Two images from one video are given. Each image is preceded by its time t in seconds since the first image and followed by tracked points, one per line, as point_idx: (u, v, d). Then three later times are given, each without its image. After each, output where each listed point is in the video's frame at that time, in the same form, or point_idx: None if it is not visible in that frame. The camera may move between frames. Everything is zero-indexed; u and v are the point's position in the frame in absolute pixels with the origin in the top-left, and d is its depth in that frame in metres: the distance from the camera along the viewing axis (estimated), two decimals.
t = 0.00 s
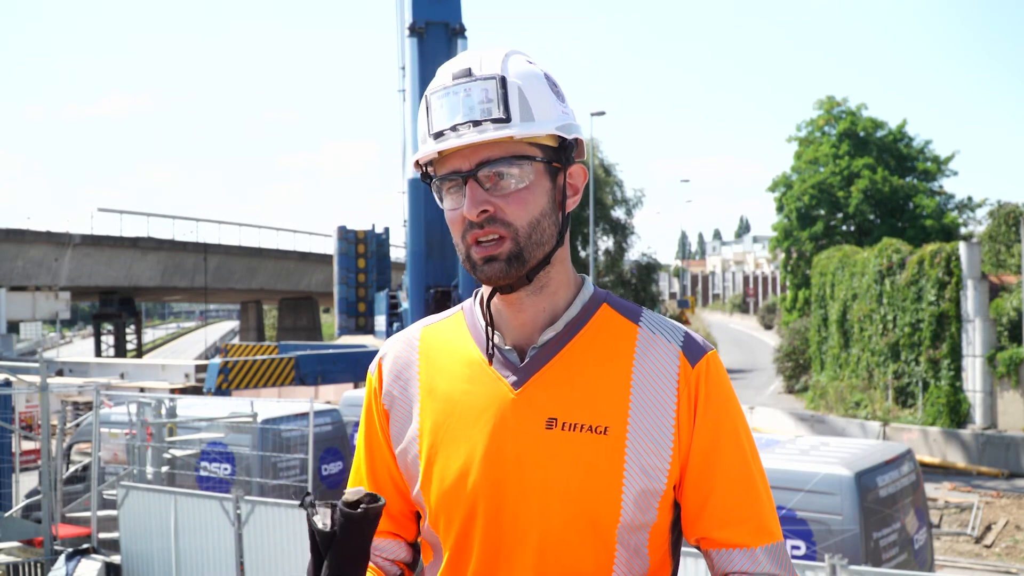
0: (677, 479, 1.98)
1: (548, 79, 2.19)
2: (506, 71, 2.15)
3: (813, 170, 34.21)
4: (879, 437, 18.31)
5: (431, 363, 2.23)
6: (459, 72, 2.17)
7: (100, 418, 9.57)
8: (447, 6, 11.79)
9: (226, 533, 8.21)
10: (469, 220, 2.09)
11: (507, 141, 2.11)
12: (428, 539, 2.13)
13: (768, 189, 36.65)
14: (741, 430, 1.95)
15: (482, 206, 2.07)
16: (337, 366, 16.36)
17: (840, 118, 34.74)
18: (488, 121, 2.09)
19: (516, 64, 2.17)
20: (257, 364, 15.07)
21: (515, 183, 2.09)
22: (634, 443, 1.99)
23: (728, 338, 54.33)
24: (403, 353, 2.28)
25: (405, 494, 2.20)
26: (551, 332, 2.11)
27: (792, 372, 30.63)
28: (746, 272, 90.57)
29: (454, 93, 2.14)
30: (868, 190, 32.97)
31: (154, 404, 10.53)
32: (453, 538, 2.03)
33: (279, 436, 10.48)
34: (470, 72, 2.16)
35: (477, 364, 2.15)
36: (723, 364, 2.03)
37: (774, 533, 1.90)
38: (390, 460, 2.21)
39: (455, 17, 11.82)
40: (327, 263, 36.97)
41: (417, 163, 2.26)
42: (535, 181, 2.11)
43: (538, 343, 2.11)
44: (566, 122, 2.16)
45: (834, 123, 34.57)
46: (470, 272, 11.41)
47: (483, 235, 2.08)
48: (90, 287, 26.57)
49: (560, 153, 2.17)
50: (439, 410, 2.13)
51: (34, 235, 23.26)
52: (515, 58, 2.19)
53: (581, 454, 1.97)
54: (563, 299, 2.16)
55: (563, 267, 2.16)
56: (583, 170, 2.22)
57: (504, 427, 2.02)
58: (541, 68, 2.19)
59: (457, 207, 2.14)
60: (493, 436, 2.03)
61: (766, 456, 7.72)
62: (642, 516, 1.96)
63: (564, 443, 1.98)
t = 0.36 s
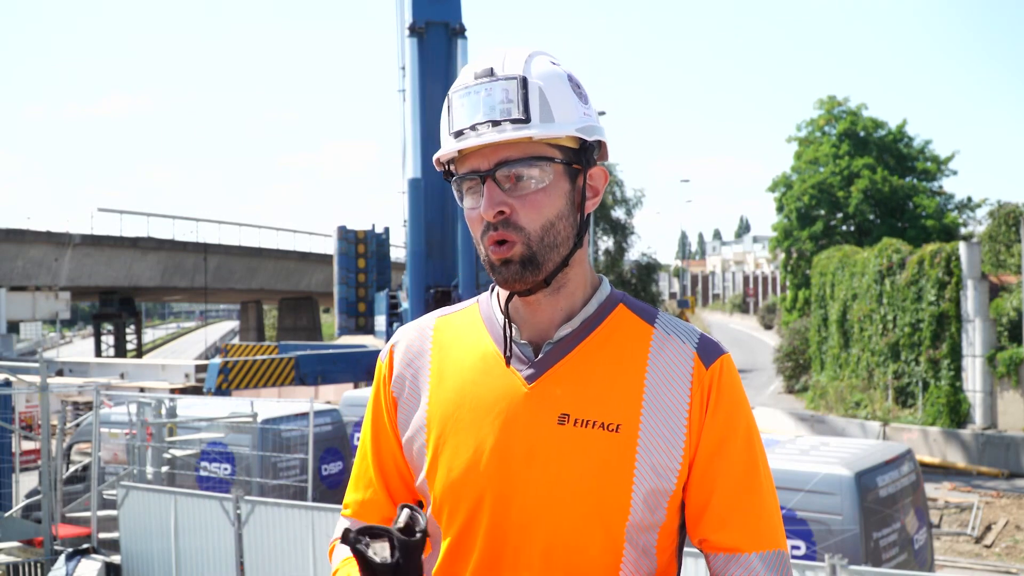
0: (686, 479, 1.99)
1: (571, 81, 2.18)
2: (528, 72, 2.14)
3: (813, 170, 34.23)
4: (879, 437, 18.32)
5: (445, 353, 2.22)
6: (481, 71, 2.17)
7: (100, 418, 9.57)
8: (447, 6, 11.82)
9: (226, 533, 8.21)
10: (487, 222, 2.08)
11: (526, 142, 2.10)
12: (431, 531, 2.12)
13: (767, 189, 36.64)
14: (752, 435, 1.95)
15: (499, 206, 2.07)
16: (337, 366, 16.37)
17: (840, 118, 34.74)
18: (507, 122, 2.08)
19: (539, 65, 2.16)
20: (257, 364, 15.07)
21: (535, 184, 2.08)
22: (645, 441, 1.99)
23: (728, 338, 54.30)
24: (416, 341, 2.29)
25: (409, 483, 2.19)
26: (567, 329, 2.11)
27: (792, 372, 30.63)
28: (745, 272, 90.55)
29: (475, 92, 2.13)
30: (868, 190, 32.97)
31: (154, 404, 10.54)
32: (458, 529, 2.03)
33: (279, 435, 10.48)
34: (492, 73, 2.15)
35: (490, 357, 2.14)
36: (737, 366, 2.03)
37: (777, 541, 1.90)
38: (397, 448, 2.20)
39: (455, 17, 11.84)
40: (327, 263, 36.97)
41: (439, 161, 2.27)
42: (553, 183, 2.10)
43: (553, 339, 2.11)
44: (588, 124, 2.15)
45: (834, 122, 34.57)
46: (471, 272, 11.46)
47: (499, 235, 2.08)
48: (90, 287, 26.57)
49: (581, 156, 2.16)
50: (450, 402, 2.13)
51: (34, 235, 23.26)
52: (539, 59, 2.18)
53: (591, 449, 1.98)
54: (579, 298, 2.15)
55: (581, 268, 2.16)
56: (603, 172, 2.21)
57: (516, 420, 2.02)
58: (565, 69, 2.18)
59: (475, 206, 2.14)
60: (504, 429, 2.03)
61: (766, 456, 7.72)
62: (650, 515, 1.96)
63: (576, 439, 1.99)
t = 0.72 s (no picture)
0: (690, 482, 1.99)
1: (573, 78, 2.17)
2: (530, 72, 2.14)
3: (813, 170, 34.22)
4: (879, 437, 18.33)
5: (454, 353, 2.22)
6: (483, 73, 2.16)
7: (99, 418, 9.57)
8: (448, 6, 11.82)
9: (226, 533, 8.21)
10: (489, 225, 2.09)
11: (529, 144, 2.10)
12: (433, 531, 2.12)
13: (767, 189, 36.63)
14: (754, 438, 1.96)
15: (501, 210, 2.07)
16: (337, 366, 16.37)
17: (840, 118, 34.73)
18: (509, 125, 2.09)
19: (541, 64, 2.15)
20: (257, 364, 15.07)
21: (538, 186, 2.08)
22: (652, 443, 1.99)
23: (728, 338, 54.31)
24: (426, 341, 2.28)
25: (414, 483, 2.19)
26: (575, 330, 2.11)
27: (792, 372, 30.64)
28: (745, 272, 90.55)
29: (477, 95, 2.13)
30: (868, 190, 32.96)
31: (154, 404, 10.54)
32: (461, 529, 2.03)
33: (279, 435, 10.48)
34: (493, 74, 2.15)
35: (500, 359, 2.14)
36: (742, 372, 2.04)
37: (774, 545, 1.90)
38: (403, 446, 2.20)
39: (455, 17, 11.84)
40: (327, 263, 36.95)
41: (444, 163, 2.27)
42: (556, 184, 2.10)
43: (561, 341, 2.11)
44: (591, 122, 2.14)
45: (834, 122, 34.56)
46: (470, 272, 11.49)
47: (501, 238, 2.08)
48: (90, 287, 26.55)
49: (584, 154, 2.15)
50: (457, 401, 2.13)
51: (34, 235, 23.26)
52: (541, 58, 2.17)
53: (598, 449, 1.97)
54: (586, 299, 2.16)
55: (585, 268, 2.16)
56: (609, 170, 2.21)
57: (523, 420, 2.02)
58: (568, 67, 2.17)
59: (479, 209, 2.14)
60: (512, 429, 2.03)
61: (766, 457, 7.72)
62: (655, 518, 1.96)
63: (583, 439, 1.98)
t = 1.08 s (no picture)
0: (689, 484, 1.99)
1: (594, 82, 2.19)
2: (552, 73, 2.13)
3: (813, 170, 34.20)
4: (879, 437, 18.33)
5: (459, 348, 2.22)
6: (505, 73, 2.15)
7: (100, 418, 9.56)
8: (448, 6, 11.83)
9: (226, 534, 8.22)
10: (506, 226, 2.09)
11: (550, 147, 2.10)
12: (430, 528, 2.12)
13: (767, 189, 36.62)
14: (754, 441, 1.97)
15: (519, 212, 2.07)
16: (337, 366, 16.37)
17: (840, 118, 34.71)
18: (531, 127, 2.08)
19: (563, 65, 2.16)
20: (257, 364, 15.06)
21: (557, 189, 2.08)
22: (652, 445, 1.99)
23: (728, 338, 54.31)
24: (431, 335, 2.28)
25: (412, 478, 2.19)
26: (580, 330, 2.11)
27: (792, 372, 30.64)
28: (745, 272, 90.56)
29: (500, 94, 2.12)
30: (868, 190, 32.95)
31: (154, 404, 10.57)
32: (460, 526, 2.03)
33: (279, 435, 10.48)
34: (516, 74, 2.13)
35: (504, 357, 2.14)
36: (745, 377, 2.04)
37: (768, 551, 1.91)
38: (403, 438, 2.19)
39: (455, 17, 11.84)
40: (327, 263, 36.95)
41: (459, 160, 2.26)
42: (575, 187, 2.10)
43: (566, 341, 2.10)
44: (610, 127, 2.16)
45: (835, 122, 34.54)
46: (470, 272, 11.52)
47: (517, 239, 2.08)
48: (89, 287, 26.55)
49: (601, 158, 2.16)
50: (459, 399, 2.13)
51: (34, 235, 23.25)
52: (564, 61, 2.16)
53: (599, 450, 1.97)
54: (592, 301, 2.16)
55: (595, 270, 2.17)
56: (623, 173, 2.22)
57: (524, 418, 2.02)
58: (589, 69, 2.19)
59: (495, 208, 2.13)
60: (513, 426, 2.03)
61: (766, 457, 7.72)
62: (655, 520, 1.96)
63: (584, 440, 1.98)
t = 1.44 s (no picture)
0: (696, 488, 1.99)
1: (600, 79, 2.19)
2: (559, 72, 2.14)
3: (813, 170, 34.18)
4: (879, 437, 18.33)
5: (467, 346, 2.21)
6: (512, 71, 2.15)
7: (100, 418, 9.56)
8: (448, 6, 11.83)
9: (226, 534, 8.21)
10: (517, 221, 2.08)
11: (558, 143, 2.10)
12: (436, 526, 2.11)
13: (767, 189, 36.60)
14: (762, 449, 1.98)
15: (530, 207, 2.07)
16: (337, 366, 16.36)
17: (840, 118, 34.68)
18: (539, 123, 2.08)
19: (569, 63, 2.15)
20: (257, 364, 15.06)
21: (565, 184, 2.08)
22: (660, 450, 1.99)
23: (728, 338, 54.30)
24: (439, 331, 2.28)
25: (419, 476, 2.18)
26: (590, 332, 2.11)
27: (792, 372, 30.64)
28: (745, 271, 90.56)
29: (506, 92, 2.12)
30: (868, 190, 32.94)
31: (154, 404, 10.57)
32: (466, 526, 2.02)
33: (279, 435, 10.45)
34: (523, 71, 2.14)
35: (514, 357, 2.13)
36: (754, 383, 2.04)
37: (773, 557, 1.92)
38: (410, 435, 2.19)
39: (455, 17, 11.83)
40: (327, 263, 36.94)
41: (467, 160, 2.26)
42: (584, 183, 2.10)
43: (576, 343, 2.11)
44: (618, 123, 2.15)
45: (835, 122, 34.52)
46: (470, 272, 11.52)
47: (527, 234, 2.08)
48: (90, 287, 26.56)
49: (610, 155, 2.16)
50: (468, 397, 2.12)
51: (34, 235, 23.24)
52: (569, 58, 2.17)
53: (606, 453, 1.98)
54: (602, 302, 2.16)
55: (606, 269, 2.17)
56: (632, 171, 2.21)
57: (533, 419, 2.02)
58: (595, 67, 2.19)
59: (505, 205, 2.13)
60: (521, 425, 2.02)
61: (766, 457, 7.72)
62: (662, 525, 1.96)
63: (592, 443, 1.98)
